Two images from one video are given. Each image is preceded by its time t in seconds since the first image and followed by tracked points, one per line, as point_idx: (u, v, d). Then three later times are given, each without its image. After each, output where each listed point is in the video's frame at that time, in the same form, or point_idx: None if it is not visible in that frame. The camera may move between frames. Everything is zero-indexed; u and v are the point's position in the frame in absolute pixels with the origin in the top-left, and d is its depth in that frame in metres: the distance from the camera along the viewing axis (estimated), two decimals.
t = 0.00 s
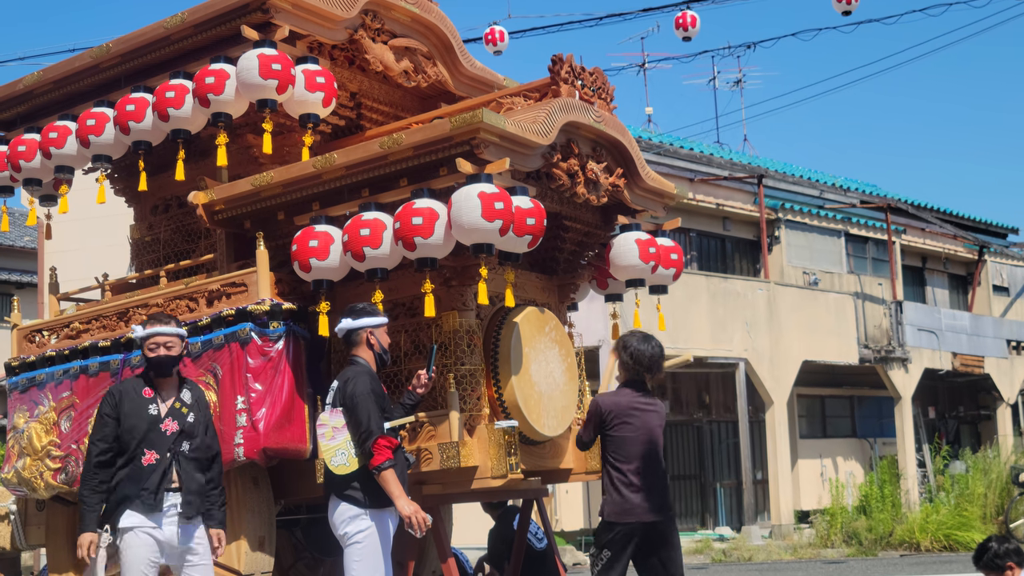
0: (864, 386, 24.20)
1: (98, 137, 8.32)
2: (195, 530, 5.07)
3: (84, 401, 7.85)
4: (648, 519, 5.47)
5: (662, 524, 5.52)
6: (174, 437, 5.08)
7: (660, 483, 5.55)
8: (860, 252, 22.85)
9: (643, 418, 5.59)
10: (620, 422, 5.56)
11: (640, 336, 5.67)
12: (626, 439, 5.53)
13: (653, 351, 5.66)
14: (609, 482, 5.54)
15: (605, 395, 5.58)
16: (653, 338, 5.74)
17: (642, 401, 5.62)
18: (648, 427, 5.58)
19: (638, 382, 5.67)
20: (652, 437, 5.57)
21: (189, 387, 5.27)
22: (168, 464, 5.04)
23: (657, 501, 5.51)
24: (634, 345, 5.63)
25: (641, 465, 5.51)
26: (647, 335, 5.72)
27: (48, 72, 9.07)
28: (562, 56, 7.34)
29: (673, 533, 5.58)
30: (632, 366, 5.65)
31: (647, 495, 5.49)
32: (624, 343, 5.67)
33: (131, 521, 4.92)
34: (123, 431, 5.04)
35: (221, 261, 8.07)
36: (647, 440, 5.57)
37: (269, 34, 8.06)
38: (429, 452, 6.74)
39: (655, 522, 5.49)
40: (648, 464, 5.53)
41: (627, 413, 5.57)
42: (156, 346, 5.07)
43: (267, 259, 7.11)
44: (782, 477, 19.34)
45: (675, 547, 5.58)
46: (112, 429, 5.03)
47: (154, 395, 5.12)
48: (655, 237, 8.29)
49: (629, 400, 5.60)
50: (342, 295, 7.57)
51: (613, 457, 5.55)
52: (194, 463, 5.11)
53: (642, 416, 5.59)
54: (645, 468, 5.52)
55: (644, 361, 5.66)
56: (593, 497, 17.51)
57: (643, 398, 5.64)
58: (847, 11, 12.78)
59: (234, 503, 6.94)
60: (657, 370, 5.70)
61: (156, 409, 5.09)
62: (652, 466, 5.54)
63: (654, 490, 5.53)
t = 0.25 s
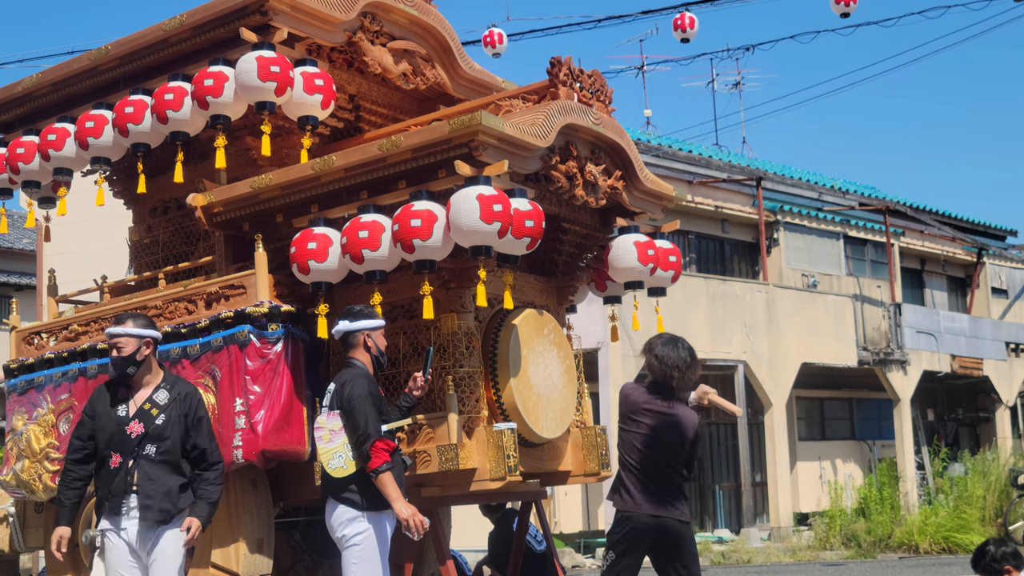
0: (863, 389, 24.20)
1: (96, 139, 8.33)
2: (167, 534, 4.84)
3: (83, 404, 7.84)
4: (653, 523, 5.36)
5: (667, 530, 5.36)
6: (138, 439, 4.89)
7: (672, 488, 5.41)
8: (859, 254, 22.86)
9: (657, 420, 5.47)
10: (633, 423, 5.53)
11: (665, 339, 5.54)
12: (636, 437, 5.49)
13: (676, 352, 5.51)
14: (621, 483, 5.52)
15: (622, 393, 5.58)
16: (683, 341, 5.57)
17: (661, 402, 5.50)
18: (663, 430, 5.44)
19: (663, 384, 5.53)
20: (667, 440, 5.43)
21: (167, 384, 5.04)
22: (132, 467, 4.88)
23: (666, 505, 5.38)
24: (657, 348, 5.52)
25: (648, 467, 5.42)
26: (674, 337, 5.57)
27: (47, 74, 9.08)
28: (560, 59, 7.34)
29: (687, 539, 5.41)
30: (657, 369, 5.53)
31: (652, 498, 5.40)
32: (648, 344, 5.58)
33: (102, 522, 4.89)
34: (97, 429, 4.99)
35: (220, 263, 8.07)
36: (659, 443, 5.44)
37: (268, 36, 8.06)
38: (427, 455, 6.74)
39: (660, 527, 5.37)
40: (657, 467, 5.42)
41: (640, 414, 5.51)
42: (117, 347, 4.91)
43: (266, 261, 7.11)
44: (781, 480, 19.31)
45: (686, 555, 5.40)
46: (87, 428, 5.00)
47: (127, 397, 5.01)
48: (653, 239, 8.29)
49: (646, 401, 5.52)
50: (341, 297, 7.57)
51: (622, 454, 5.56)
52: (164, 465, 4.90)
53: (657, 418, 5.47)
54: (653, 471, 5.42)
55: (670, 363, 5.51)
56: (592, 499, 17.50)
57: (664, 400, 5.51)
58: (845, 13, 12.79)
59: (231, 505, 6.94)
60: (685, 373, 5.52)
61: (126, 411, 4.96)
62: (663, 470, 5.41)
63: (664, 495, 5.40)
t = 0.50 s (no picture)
0: (862, 391, 24.21)
1: (96, 141, 8.34)
2: (141, 537, 4.86)
3: (82, 405, 7.83)
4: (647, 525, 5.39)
5: (665, 532, 5.40)
6: (106, 444, 4.97)
7: (670, 490, 5.42)
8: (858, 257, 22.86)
9: (655, 421, 5.45)
10: (630, 424, 5.48)
11: (665, 340, 5.52)
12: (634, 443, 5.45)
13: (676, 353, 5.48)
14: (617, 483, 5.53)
15: (620, 399, 5.52)
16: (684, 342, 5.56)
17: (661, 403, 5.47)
18: (660, 432, 5.43)
19: (663, 385, 5.51)
20: (665, 444, 5.42)
21: (140, 389, 4.99)
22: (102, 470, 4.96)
23: (664, 508, 5.41)
24: (658, 348, 5.49)
25: (645, 469, 5.41)
26: (674, 338, 5.54)
27: (48, 76, 9.08)
28: (560, 61, 7.35)
29: (682, 540, 5.44)
30: (657, 368, 5.51)
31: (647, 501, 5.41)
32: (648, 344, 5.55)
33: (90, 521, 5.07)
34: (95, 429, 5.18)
35: (220, 265, 8.07)
36: (657, 445, 5.44)
37: (268, 39, 8.07)
38: (427, 456, 6.74)
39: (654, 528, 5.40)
40: (656, 471, 5.42)
41: (636, 415, 5.48)
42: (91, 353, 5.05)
43: (266, 263, 7.12)
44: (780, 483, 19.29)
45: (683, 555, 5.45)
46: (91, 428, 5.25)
47: (111, 401, 5.11)
48: (653, 241, 8.30)
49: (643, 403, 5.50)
50: (341, 299, 7.58)
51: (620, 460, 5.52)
52: (126, 471, 4.89)
53: (655, 420, 5.45)
54: (650, 475, 5.41)
55: (670, 364, 5.50)
56: (592, 501, 17.49)
57: (663, 400, 5.48)
58: (845, 16, 12.81)
59: (231, 507, 6.94)
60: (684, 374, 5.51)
61: (106, 414, 5.08)
62: (660, 471, 5.41)
63: (660, 496, 5.41)
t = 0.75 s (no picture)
0: (861, 393, 24.22)
1: (95, 142, 8.34)
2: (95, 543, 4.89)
3: (80, 407, 7.82)
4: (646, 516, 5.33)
5: (657, 521, 5.36)
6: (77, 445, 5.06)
7: (657, 480, 5.39)
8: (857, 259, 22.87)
9: (638, 414, 5.42)
10: (615, 422, 5.38)
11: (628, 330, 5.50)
12: (618, 438, 5.37)
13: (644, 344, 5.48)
14: (606, 485, 5.38)
15: (597, 398, 5.40)
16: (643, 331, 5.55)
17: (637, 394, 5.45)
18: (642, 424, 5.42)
19: (631, 377, 5.48)
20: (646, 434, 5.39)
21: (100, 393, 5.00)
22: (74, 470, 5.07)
23: (654, 498, 5.36)
24: (625, 340, 5.46)
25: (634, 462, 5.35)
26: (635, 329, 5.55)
27: (46, 77, 9.08)
28: (559, 62, 7.35)
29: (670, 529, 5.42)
30: (625, 361, 5.47)
31: (640, 493, 5.34)
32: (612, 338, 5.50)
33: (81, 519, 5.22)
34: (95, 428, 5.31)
35: (218, 266, 8.07)
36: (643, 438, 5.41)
37: (267, 40, 8.07)
38: (425, 458, 6.73)
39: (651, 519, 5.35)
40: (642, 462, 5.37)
41: (621, 411, 5.38)
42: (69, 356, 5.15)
43: (265, 264, 7.12)
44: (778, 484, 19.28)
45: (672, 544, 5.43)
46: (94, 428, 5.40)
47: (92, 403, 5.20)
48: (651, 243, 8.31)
49: (623, 398, 5.42)
50: (339, 301, 7.58)
51: (604, 458, 5.40)
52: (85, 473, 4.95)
53: (638, 412, 5.41)
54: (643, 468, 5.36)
55: (638, 354, 5.47)
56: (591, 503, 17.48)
57: (636, 390, 5.47)
58: (844, 18, 12.81)
59: (230, 509, 6.94)
60: (650, 363, 5.51)
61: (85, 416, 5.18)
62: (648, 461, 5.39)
63: (649, 485, 5.37)
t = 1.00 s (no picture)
0: (860, 394, 24.24)
1: (94, 143, 8.34)
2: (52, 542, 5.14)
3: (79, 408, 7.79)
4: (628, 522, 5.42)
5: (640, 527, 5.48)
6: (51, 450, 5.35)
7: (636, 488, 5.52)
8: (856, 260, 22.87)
9: (615, 422, 5.53)
10: (593, 430, 5.49)
11: (601, 341, 5.63)
12: (598, 447, 5.46)
13: (618, 354, 5.62)
14: (587, 493, 5.46)
15: (574, 408, 5.50)
16: (616, 342, 5.69)
17: (611, 403, 5.58)
18: (620, 431, 5.53)
19: (605, 387, 5.61)
20: (625, 443, 5.52)
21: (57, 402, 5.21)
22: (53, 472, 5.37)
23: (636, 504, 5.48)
24: (597, 351, 5.58)
25: (613, 469, 5.44)
26: (608, 340, 5.68)
27: (45, 78, 9.08)
28: (558, 64, 7.35)
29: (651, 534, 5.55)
30: (596, 372, 5.61)
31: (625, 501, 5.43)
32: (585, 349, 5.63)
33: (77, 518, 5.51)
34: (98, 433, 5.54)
35: (217, 267, 8.06)
36: (622, 445, 5.52)
37: (265, 42, 8.07)
38: (424, 459, 6.72)
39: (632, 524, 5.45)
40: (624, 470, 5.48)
41: (598, 419, 5.49)
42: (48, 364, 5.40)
43: (263, 265, 7.12)
44: (777, 486, 19.28)
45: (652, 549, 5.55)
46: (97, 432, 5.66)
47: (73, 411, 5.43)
48: (650, 244, 8.33)
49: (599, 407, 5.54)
50: (338, 302, 7.58)
51: (585, 468, 5.48)
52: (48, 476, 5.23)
53: (615, 420, 5.54)
54: (623, 475, 5.46)
55: (608, 366, 5.60)
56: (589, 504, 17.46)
57: (610, 399, 5.60)
58: (843, 20, 12.82)
59: (229, 510, 6.94)
60: (622, 373, 5.64)
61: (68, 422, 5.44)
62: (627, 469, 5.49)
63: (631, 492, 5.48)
